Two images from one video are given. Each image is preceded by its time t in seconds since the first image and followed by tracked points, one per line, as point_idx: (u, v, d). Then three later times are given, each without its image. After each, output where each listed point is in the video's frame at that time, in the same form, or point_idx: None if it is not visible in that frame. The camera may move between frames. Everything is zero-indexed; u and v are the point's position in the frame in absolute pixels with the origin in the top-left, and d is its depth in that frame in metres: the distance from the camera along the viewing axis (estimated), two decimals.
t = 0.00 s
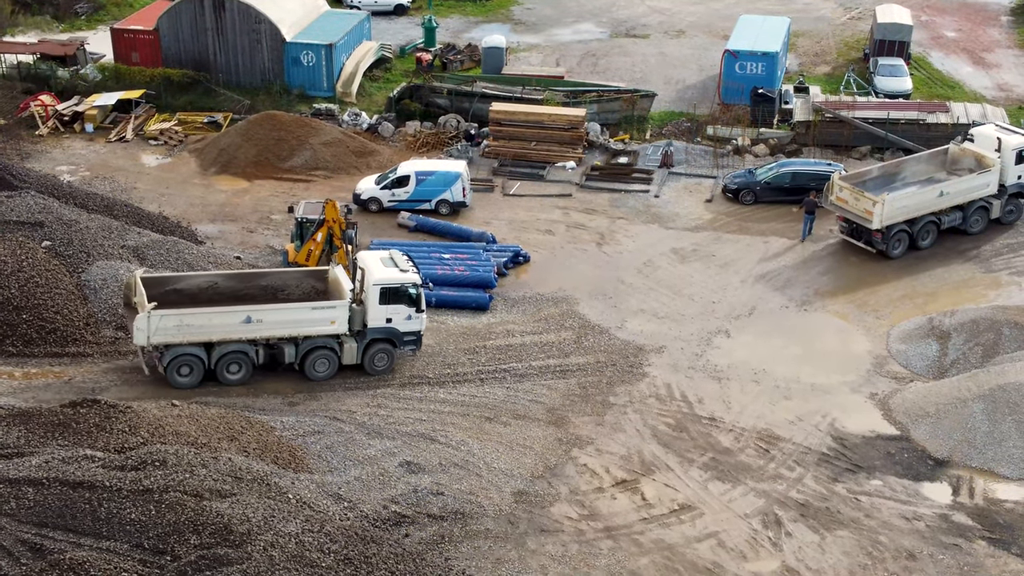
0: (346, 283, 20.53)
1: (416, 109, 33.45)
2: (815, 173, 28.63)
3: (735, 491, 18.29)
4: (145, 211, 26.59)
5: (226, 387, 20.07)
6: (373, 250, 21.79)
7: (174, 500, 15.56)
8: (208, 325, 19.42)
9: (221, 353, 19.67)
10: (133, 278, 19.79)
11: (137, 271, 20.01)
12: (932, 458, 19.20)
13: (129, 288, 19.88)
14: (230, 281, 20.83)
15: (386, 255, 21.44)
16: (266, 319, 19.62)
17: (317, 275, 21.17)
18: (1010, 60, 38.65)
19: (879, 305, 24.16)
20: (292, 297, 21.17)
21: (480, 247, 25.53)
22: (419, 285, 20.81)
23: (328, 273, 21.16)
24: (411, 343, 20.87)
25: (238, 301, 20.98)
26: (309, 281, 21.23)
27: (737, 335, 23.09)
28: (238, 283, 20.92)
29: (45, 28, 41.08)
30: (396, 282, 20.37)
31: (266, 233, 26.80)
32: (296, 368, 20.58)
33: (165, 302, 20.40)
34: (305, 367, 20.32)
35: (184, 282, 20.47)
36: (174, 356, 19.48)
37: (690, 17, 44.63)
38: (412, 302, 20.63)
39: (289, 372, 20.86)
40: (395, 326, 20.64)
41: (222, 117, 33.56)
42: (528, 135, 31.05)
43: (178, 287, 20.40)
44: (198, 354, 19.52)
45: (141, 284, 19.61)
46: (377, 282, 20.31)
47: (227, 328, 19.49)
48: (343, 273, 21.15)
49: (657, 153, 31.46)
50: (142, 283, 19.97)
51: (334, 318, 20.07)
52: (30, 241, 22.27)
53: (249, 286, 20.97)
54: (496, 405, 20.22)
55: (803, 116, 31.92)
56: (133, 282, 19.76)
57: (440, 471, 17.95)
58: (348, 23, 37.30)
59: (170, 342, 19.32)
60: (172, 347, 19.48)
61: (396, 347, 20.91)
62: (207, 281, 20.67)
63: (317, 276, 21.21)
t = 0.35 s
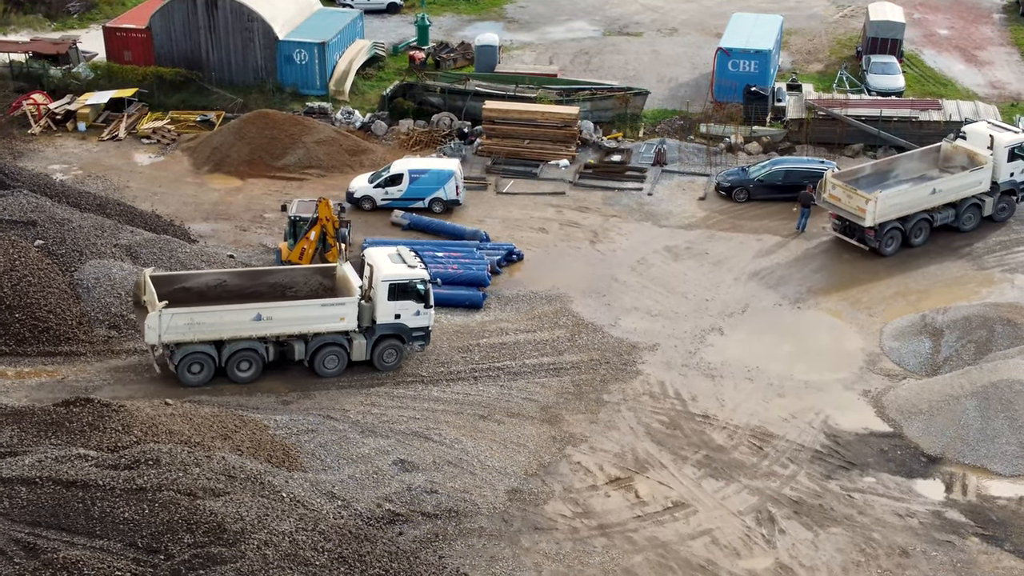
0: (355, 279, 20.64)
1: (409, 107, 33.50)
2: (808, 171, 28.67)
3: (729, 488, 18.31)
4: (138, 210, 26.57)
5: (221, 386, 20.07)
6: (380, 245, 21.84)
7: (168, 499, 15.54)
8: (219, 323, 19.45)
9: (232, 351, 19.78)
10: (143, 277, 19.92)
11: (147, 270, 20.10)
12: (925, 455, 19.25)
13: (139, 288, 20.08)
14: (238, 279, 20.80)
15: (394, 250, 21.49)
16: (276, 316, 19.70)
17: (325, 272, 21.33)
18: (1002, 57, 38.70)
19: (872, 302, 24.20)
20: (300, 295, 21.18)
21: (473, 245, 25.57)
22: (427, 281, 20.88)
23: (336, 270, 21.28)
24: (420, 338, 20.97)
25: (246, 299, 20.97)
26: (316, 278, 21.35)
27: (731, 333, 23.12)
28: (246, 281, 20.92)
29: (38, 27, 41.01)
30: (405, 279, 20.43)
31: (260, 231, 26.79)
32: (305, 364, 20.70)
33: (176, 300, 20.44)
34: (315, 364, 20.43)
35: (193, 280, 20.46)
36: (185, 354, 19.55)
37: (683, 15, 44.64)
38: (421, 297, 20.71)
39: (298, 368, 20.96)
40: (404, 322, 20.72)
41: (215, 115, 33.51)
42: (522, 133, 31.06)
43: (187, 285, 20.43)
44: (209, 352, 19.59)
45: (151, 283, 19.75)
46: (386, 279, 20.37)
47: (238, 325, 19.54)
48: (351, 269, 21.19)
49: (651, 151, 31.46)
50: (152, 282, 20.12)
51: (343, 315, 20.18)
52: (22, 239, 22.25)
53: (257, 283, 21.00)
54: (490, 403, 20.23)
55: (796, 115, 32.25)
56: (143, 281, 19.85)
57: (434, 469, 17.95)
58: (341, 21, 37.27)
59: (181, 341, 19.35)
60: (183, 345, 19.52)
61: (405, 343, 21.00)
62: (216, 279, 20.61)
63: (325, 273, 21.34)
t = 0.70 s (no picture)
0: (363, 277, 20.70)
1: (402, 106, 33.36)
2: (802, 169, 28.70)
3: (722, 486, 18.33)
4: (131, 209, 26.54)
5: (212, 386, 20.03)
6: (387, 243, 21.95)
7: (161, 498, 15.52)
8: (229, 321, 19.50)
9: (242, 349, 19.82)
10: (153, 276, 20.16)
11: (157, 270, 20.31)
12: (918, 452, 19.30)
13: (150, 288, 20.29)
14: (247, 277, 20.94)
15: (401, 248, 21.62)
16: (287, 314, 19.75)
17: (333, 269, 21.46)
18: (994, 55, 38.78)
19: (866, 300, 24.24)
20: (308, 292, 21.35)
21: (467, 244, 25.54)
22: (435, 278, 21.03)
23: (343, 268, 21.36)
24: (428, 335, 21.13)
25: (256, 297, 21.07)
26: (324, 275, 21.45)
27: (724, 331, 23.15)
28: (255, 279, 21.03)
29: (30, 26, 40.94)
30: (414, 276, 20.58)
31: (253, 230, 26.77)
32: (315, 362, 20.76)
33: (187, 300, 20.59)
34: (325, 361, 20.48)
35: (203, 279, 20.59)
36: (196, 353, 19.60)
37: (676, 13, 44.65)
38: (429, 295, 20.87)
39: (307, 364, 21.02)
40: (412, 319, 20.88)
41: (208, 114, 33.49)
42: (515, 132, 31.06)
43: (196, 284, 20.57)
44: (220, 350, 19.64)
45: (162, 282, 20.05)
46: (395, 276, 20.49)
47: (248, 324, 19.59)
48: (359, 267, 21.27)
49: (644, 149, 31.46)
50: (163, 281, 20.35)
51: (353, 312, 20.28)
52: (15, 239, 22.24)
53: (266, 281, 21.14)
54: (484, 402, 20.23)
55: (788, 113, 32.10)
56: (153, 280, 20.07)
57: (428, 468, 17.95)
58: (333, 20, 37.25)
59: (192, 339, 19.41)
60: (194, 343, 19.57)
61: (413, 340, 21.14)
62: (225, 278, 20.78)
63: (333, 270, 21.50)
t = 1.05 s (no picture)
0: (372, 275, 20.76)
1: (395, 104, 33.42)
2: (795, 167, 28.78)
3: (716, 484, 18.35)
4: (123, 208, 26.52)
5: (204, 385, 20.00)
6: (395, 240, 22.02)
7: (155, 497, 15.50)
8: (240, 320, 19.61)
9: (253, 347, 19.92)
10: (163, 274, 20.18)
11: (167, 268, 20.31)
12: (911, 450, 19.33)
13: (159, 286, 20.31)
14: (255, 275, 21.07)
15: (409, 245, 21.69)
16: (297, 312, 19.91)
17: (340, 266, 21.53)
18: (987, 53, 38.84)
19: (859, 298, 24.27)
20: (316, 290, 21.48)
21: (460, 243, 25.52)
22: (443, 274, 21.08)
23: (351, 265, 21.45)
24: (437, 331, 21.21)
25: (264, 295, 21.21)
26: (332, 272, 21.57)
27: (718, 329, 23.17)
28: (263, 277, 21.16)
29: (22, 25, 40.84)
30: (422, 273, 20.64)
31: (246, 230, 26.75)
32: (324, 358, 20.91)
33: (197, 298, 20.63)
34: (335, 358, 20.63)
35: (212, 277, 20.68)
36: (207, 351, 19.71)
37: (669, 11, 44.66)
38: (437, 291, 20.93)
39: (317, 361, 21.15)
40: (420, 316, 20.96)
41: (201, 113, 33.46)
42: (508, 131, 31.04)
43: (205, 282, 20.63)
44: (231, 348, 19.77)
45: (171, 280, 20.07)
46: (403, 273, 20.55)
47: (259, 321, 19.72)
48: (367, 264, 21.39)
49: (637, 147, 31.46)
50: (172, 280, 20.33)
51: (362, 309, 20.39)
52: (8, 238, 22.21)
53: (274, 280, 21.28)
54: (477, 400, 20.24)
55: (781, 111, 32.24)
56: (162, 278, 20.10)
57: (421, 466, 17.94)
58: (326, 18, 37.24)
59: (203, 337, 19.52)
60: (204, 341, 19.68)
61: (422, 336, 21.24)
62: (233, 276, 20.89)
63: (339, 268, 21.56)
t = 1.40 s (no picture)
0: (381, 270, 20.85)
1: (389, 103, 33.33)
2: (789, 165, 28.80)
3: (710, 482, 18.37)
4: (117, 207, 26.48)
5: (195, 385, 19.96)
6: (402, 238, 22.25)
7: (149, 496, 15.49)
8: (251, 317, 19.71)
9: (264, 344, 20.02)
10: (173, 273, 20.19)
11: (176, 266, 20.35)
12: (904, 447, 19.38)
13: (169, 284, 20.36)
14: (264, 273, 21.16)
15: (416, 242, 21.93)
16: (306, 309, 20.01)
17: (348, 264, 21.58)
18: (979, 51, 38.92)
19: (852, 295, 24.31)
20: (324, 287, 21.60)
21: (454, 241, 25.54)
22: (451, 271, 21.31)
23: (359, 261, 21.51)
24: (445, 327, 21.37)
25: (273, 292, 21.34)
26: (340, 269, 21.64)
27: (712, 327, 23.20)
28: (273, 274, 21.27)
29: (15, 24, 40.76)
30: (431, 269, 20.86)
31: (240, 228, 26.74)
32: (334, 355, 21.04)
33: (208, 297, 20.67)
34: (344, 354, 20.77)
35: (221, 275, 20.76)
36: (219, 349, 19.82)
37: (662, 10, 44.70)
38: (446, 287, 21.14)
39: (327, 357, 21.30)
40: (429, 312, 21.12)
41: (194, 112, 33.43)
42: (501, 129, 31.07)
43: (214, 281, 20.70)
44: (242, 346, 19.87)
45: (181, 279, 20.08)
46: (412, 269, 20.80)
47: (270, 319, 19.82)
48: (374, 260, 21.43)
49: (631, 146, 31.49)
50: (182, 278, 20.38)
51: (371, 306, 20.43)
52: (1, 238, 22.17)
53: (283, 277, 21.37)
54: (472, 399, 20.24)
55: (774, 109, 32.12)
56: (172, 277, 20.14)
57: (416, 465, 17.95)
58: (320, 17, 37.20)
59: (215, 336, 19.63)
60: (216, 339, 19.79)
61: (430, 332, 21.38)
62: (243, 273, 21.00)
63: (349, 264, 21.64)
